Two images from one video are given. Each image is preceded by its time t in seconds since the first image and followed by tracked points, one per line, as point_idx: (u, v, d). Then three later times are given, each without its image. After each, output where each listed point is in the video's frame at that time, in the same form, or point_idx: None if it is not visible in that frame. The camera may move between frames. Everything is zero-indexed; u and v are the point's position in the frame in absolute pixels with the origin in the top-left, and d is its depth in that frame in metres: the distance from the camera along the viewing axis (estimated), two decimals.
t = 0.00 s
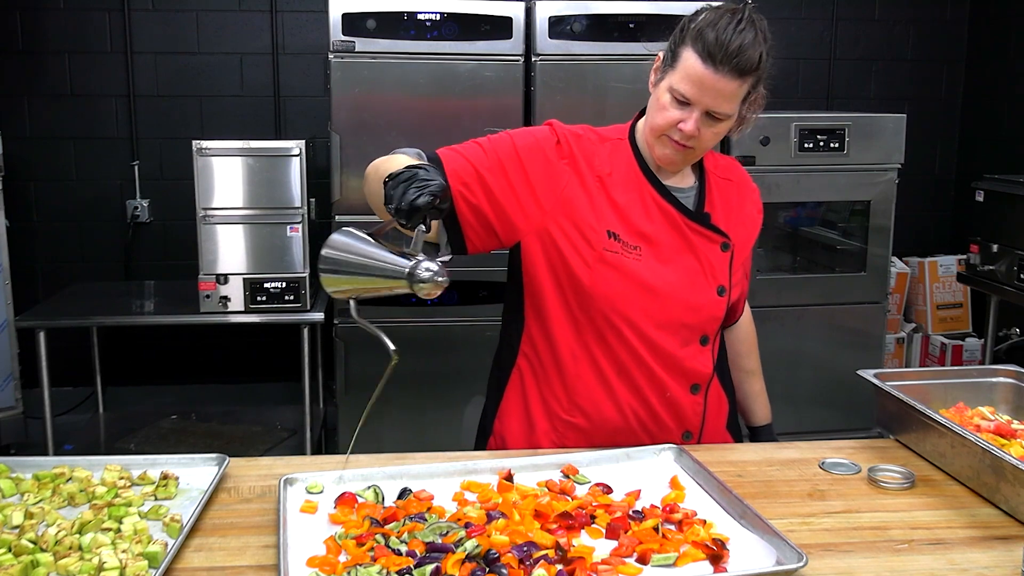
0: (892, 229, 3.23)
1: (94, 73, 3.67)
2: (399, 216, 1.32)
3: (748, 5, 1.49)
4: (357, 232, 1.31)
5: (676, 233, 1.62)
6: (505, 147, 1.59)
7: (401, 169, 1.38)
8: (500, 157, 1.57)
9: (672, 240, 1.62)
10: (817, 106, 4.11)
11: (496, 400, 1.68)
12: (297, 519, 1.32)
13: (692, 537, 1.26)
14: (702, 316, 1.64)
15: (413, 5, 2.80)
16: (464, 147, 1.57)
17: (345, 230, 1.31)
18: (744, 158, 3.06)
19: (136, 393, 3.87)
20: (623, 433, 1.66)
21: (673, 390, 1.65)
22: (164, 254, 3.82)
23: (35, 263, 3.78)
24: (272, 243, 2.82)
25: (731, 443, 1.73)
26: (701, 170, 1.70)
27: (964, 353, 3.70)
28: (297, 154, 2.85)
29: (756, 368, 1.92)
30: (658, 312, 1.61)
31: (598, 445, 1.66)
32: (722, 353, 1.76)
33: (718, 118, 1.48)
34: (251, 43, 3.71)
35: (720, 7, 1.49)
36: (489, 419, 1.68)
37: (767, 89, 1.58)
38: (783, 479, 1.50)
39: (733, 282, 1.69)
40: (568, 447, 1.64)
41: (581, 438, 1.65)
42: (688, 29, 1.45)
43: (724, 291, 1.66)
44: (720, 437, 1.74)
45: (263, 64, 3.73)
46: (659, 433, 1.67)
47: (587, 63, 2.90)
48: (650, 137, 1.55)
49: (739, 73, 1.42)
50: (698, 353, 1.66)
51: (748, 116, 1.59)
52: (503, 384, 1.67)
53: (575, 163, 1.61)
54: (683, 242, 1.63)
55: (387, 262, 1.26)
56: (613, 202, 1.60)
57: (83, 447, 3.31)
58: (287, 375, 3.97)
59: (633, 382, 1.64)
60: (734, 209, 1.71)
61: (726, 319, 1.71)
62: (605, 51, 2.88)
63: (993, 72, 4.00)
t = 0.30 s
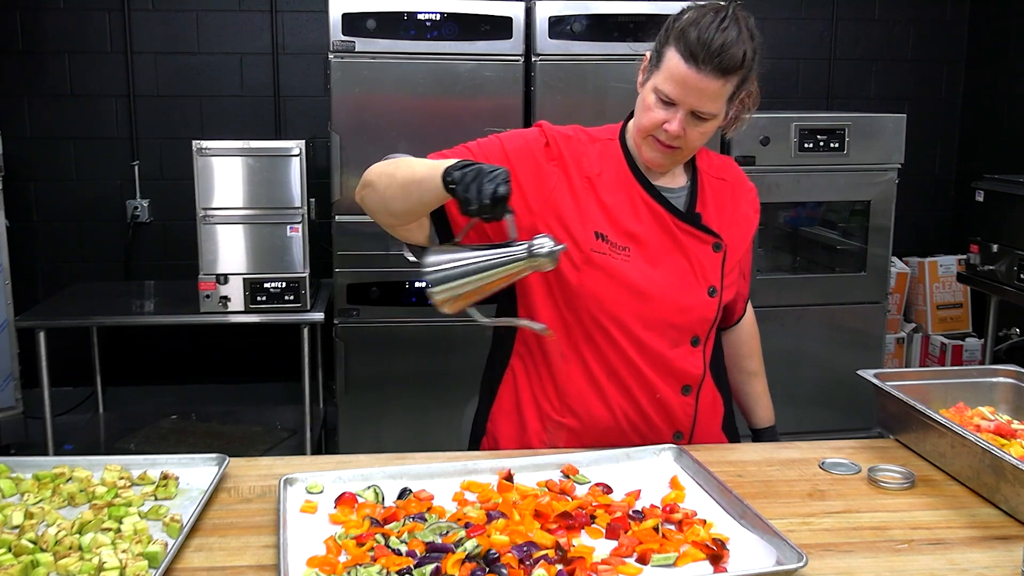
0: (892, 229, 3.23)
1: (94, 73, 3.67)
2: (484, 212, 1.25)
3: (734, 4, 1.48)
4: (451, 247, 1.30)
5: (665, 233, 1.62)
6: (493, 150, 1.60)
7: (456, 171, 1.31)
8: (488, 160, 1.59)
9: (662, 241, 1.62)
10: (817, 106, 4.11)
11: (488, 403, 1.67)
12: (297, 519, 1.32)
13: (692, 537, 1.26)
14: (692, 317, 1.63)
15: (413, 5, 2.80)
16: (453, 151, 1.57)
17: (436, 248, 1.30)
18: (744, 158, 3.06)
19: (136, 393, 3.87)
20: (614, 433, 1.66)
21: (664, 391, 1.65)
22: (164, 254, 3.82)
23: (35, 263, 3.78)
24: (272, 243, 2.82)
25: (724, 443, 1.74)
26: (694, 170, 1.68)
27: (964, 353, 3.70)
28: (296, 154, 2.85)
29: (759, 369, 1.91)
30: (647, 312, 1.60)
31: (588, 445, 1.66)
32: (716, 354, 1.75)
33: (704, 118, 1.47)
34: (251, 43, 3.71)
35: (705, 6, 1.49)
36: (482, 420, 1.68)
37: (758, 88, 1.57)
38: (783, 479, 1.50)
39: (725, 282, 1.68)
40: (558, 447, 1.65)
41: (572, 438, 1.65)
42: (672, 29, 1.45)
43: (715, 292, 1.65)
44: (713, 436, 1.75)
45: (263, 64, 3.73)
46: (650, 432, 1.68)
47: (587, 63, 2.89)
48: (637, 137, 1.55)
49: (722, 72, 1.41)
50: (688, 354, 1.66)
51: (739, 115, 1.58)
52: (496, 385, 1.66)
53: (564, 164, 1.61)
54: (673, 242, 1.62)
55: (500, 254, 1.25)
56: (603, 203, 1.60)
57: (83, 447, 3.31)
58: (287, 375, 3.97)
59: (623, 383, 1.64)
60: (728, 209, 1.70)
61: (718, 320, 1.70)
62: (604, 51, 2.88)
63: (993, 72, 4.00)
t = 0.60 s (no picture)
0: (892, 229, 3.23)
1: (94, 73, 3.67)
2: (471, 216, 1.26)
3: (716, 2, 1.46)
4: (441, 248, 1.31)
5: (651, 234, 1.61)
6: (476, 151, 1.60)
7: (444, 174, 1.31)
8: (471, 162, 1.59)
9: (648, 241, 1.61)
10: (817, 106, 4.11)
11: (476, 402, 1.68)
12: (297, 519, 1.32)
13: (692, 537, 1.26)
14: (678, 318, 1.62)
15: (412, 5, 2.80)
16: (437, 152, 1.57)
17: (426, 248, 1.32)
18: (744, 158, 3.06)
19: (136, 393, 3.87)
20: (600, 434, 1.65)
21: (650, 392, 1.64)
22: (164, 254, 3.82)
23: (35, 263, 3.78)
24: (272, 243, 2.82)
25: (713, 444, 1.73)
26: (681, 170, 1.67)
27: (964, 353, 3.70)
28: (297, 154, 2.85)
29: (754, 369, 1.90)
30: (631, 313, 1.59)
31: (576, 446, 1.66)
32: (706, 354, 1.74)
33: (686, 118, 1.45)
34: (251, 43, 3.71)
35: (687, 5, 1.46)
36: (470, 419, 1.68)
37: (745, 86, 1.55)
38: (783, 479, 1.50)
39: (713, 283, 1.67)
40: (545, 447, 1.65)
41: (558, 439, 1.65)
42: (652, 29, 1.43)
43: (702, 292, 1.64)
44: (703, 437, 1.73)
45: (263, 64, 3.73)
46: (637, 433, 1.67)
47: (587, 63, 2.89)
48: (621, 138, 1.54)
49: (702, 72, 1.39)
50: (674, 355, 1.65)
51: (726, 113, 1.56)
52: (484, 385, 1.66)
53: (548, 165, 1.61)
54: (660, 242, 1.61)
55: (487, 257, 1.26)
56: (587, 204, 1.60)
57: (83, 447, 3.31)
58: (287, 375, 3.97)
59: (609, 383, 1.63)
60: (716, 209, 1.68)
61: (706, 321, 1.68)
62: (605, 51, 2.88)
63: (993, 72, 4.00)
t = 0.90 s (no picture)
0: (892, 229, 3.23)
1: (94, 73, 3.67)
2: (386, 219, 1.34)
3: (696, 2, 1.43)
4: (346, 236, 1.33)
5: (633, 235, 1.58)
6: (454, 153, 1.60)
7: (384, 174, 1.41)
8: (450, 168, 1.58)
9: (629, 242, 1.58)
10: (818, 106, 4.11)
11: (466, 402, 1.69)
12: (298, 519, 1.32)
13: (692, 537, 1.26)
14: (660, 320, 1.59)
15: (412, 5, 2.80)
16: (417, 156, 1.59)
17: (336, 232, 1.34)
18: (744, 158, 3.06)
19: (136, 393, 3.87)
20: (586, 436, 1.64)
21: (633, 394, 1.62)
22: (164, 254, 3.82)
23: (35, 263, 3.78)
24: (272, 243, 2.82)
25: (701, 444, 1.71)
26: (666, 171, 1.65)
27: (964, 353, 3.70)
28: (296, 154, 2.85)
29: (743, 371, 1.88)
30: (611, 314, 1.57)
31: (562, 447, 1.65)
32: (693, 356, 1.71)
33: (667, 120, 1.44)
34: (251, 43, 3.71)
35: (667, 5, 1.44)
36: (460, 419, 1.70)
37: (728, 84, 1.54)
38: (783, 479, 1.50)
39: (698, 284, 1.64)
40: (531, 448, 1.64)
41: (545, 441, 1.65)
42: (631, 31, 1.41)
43: (685, 294, 1.60)
44: (691, 437, 1.71)
45: (263, 64, 3.73)
46: (623, 435, 1.65)
47: (587, 63, 2.89)
48: (602, 140, 1.53)
49: (681, 75, 1.38)
50: (658, 357, 1.62)
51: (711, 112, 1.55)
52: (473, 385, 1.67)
53: (527, 166, 1.60)
54: (641, 244, 1.59)
55: (378, 260, 1.28)
56: (568, 205, 1.59)
57: (83, 447, 3.31)
58: (287, 375, 3.97)
59: (592, 385, 1.61)
60: (702, 209, 1.65)
61: (691, 323, 1.65)
62: (606, 50, 2.88)
63: (993, 72, 4.00)
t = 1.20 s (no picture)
0: (892, 229, 3.23)
1: (94, 73, 3.67)
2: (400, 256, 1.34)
3: None
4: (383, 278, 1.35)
5: (620, 237, 1.58)
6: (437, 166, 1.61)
7: (376, 211, 1.39)
8: (433, 181, 1.59)
9: (616, 244, 1.58)
10: (817, 106, 4.11)
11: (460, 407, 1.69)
12: (298, 519, 1.32)
13: (692, 537, 1.26)
14: (649, 321, 1.58)
15: (412, 5, 2.80)
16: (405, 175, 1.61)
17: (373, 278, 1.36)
18: (744, 158, 3.06)
19: (136, 393, 3.87)
20: (577, 439, 1.64)
21: (623, 396, 1.61)
22: (164, 254, 3.82)
23: (35, 263, 3.78)
24: (272, 243, 2.82)
25: (695, 443, 1.71)
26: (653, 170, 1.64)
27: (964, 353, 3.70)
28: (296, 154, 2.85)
29: (738, 369, 1.88)
30: (599, 317, 1.57)
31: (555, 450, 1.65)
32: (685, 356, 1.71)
33: (652, 119, 1.44)
34: (251, 43, 3.71)
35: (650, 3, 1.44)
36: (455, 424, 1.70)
37: (712, 80, 1.53)
38: (783, 479, 1.50)
39: (687, 284, 1.63)
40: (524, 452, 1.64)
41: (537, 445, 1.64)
42: (614, 31, 1.41)
43: (674, 295, 1.60)
44: (685, 437, 1.71)
45: (262, 64, 3.73)
46: (615, 437, 1.65)
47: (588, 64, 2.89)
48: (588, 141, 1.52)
49: (665, 74, 1.38)
50: (647, 359, 1.61)
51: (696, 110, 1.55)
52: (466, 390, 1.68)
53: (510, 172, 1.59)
54: (628, 246, 1.58)
55: (414, 286, 1.28)
56: (554, 209, 1.58)
57: (83, 447, 3.31)
58: (287, 375, 3.97)
59: (581, 388, 1.60)
60: (691, 209, 1.65)
61: (680, 323, 1.65)
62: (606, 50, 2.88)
63: (993, 72, 4.00)
